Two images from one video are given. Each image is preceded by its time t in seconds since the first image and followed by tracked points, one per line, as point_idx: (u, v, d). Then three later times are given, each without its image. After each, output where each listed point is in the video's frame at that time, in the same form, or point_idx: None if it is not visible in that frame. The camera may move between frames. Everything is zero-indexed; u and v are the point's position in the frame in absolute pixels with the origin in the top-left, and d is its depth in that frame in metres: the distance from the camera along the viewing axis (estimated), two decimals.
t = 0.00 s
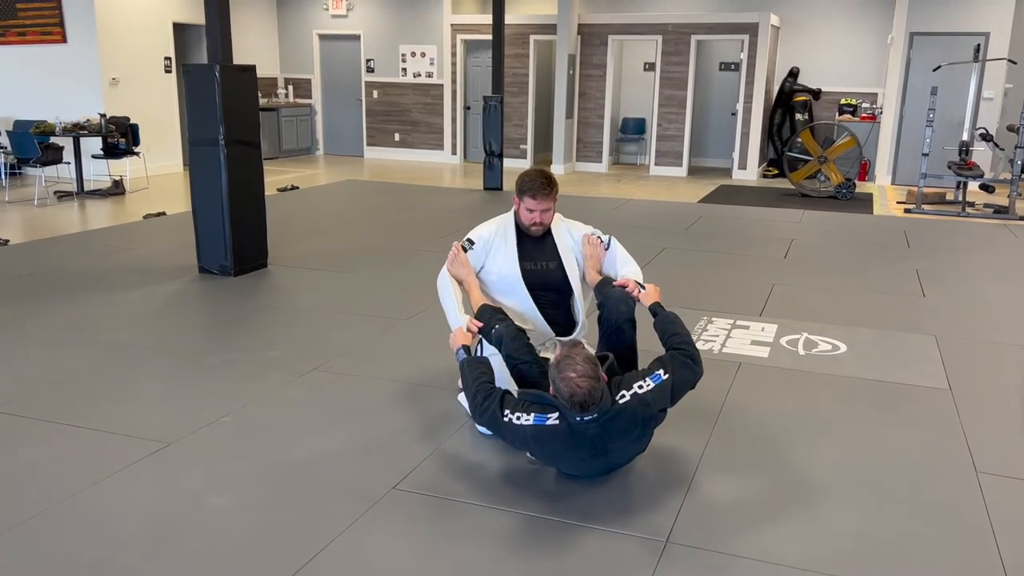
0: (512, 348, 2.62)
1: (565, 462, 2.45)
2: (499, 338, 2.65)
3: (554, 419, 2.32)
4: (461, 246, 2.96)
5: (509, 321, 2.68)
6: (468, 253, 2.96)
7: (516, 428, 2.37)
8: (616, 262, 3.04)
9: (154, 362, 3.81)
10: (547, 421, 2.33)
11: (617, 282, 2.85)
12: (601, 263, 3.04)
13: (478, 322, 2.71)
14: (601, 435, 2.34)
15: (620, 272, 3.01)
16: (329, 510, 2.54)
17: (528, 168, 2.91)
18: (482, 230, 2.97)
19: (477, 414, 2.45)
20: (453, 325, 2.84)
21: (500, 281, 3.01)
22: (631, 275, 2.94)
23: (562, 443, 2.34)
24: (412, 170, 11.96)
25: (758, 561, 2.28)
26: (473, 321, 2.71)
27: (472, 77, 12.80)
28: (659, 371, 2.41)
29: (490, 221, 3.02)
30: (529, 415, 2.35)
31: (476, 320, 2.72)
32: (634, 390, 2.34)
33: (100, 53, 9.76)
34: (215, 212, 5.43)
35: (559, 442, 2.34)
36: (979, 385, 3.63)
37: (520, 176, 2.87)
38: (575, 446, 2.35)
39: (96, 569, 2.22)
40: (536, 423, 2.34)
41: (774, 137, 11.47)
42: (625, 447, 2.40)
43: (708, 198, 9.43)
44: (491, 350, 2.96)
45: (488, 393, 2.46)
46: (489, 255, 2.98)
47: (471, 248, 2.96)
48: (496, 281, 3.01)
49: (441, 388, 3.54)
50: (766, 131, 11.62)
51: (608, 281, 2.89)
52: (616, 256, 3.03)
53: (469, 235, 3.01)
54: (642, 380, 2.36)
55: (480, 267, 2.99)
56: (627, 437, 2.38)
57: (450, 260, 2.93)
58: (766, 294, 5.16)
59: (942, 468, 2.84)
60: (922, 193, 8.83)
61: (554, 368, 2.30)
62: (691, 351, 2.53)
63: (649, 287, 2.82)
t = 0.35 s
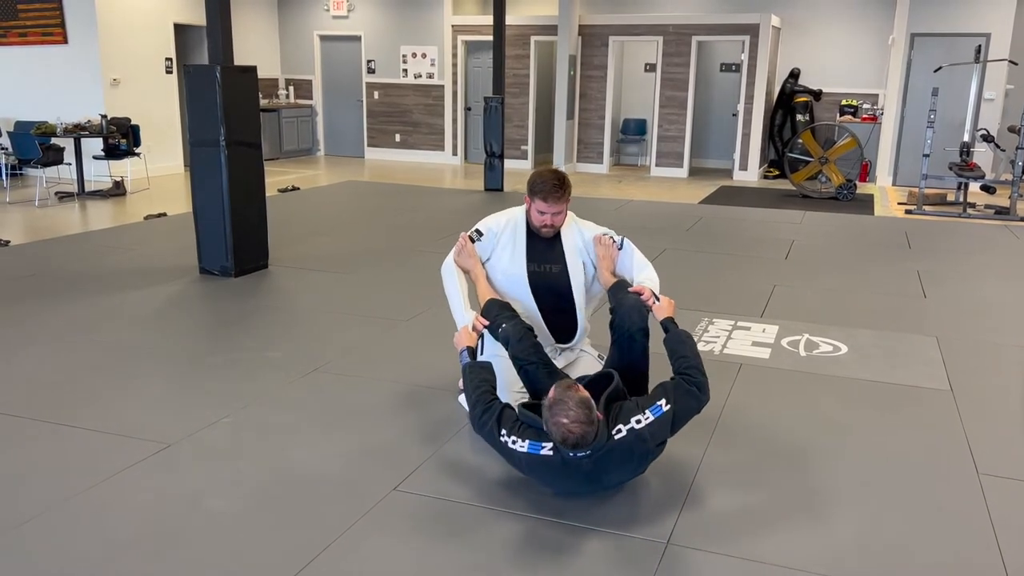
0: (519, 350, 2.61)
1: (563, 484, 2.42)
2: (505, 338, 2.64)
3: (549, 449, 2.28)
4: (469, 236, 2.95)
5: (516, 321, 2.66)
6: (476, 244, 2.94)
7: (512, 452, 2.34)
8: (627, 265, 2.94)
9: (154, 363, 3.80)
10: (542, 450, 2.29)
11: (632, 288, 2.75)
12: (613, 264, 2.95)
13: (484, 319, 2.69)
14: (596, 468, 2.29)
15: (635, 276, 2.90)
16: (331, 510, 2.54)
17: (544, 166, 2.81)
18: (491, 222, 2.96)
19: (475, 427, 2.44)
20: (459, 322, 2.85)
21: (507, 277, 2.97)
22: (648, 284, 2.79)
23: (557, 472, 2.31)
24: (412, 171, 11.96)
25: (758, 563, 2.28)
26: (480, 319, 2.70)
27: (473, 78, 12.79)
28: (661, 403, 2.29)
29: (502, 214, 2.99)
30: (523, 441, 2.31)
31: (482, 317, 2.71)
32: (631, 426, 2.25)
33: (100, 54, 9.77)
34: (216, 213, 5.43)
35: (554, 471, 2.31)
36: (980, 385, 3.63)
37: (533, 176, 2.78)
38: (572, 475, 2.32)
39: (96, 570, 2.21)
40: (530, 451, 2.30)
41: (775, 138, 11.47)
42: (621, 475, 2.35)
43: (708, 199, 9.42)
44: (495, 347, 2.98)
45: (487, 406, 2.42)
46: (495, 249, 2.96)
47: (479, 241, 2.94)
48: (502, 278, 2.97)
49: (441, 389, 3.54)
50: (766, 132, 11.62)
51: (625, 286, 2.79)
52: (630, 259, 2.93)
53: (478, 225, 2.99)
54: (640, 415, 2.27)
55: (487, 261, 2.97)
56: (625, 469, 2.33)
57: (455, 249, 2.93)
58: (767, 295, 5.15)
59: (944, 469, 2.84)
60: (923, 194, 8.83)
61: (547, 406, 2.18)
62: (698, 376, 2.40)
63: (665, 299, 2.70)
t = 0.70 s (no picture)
0: (518, 361, 2.63)
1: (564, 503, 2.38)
2: (505, 347, 2.65)
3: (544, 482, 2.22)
4: (471, 230, 2.88)
5: (516, 329, 2.65)
6: (480, 238, 2.87)
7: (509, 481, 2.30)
8: (634, 256, 2.87)
9: (154, 364, 3.80)
10: (537, 483, 2.23)
11: (634, 292, 2.68)
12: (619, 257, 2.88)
13: (483, 328, 2.64)
14: (593, 498, 2.25)
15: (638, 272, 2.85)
16: (330, 512, 2.54)
17: (550, 153, 2.73)
18: (494, 214, 2.87)
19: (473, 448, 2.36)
20: (462, 327, 2.78)
21: (512, 273, 2.89)
22: (649, 288, 2.72)
23: (554, 500, 2.27)
24: (413, 172, 11.96)
25: (759, 564, 2.27)
26: (480, 326, 2.64)
27: (474, 78, 12.78)
28: (657, 428, 2.21)
29: (506, 205, 2.90)
30: (518, 473, 2.25)
31: (484, 322, 2.69)
32: (626, 456, 2.19)
33: (101, 54, 9.77)
34: (216, 214, 5.43)
35: (552, 499, 2.27)
36: (981, 386, 3.62)
37: (541, 163, 2.70)
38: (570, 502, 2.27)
39: (97, 570, 2.21)
40: (526, 483, 2.25)
41: (776, 138, 11.46)
42: (620, 497, 2.31)
43: (709, 200, 9.42)
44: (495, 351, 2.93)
45: (482, 430, 2.32)
46: (500, 242, 2.88)
47: (483, 234, 2.86)
48: (507, 272, 2.89)
49: (441, 390, 3.53)
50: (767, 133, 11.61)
51: (627, 289, 2.74)
52: (634, 253, 2.86)
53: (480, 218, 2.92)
54: (636, 444, 2.20)
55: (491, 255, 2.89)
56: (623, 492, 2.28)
57: (457, 245, 2.86)
58: (768, 296, 5.15)
59: (945, 471, 2.83)
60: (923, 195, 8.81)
61: (538, 451, 2.11)
62: (696, 393, 2.30)
63: (667, 303, 2.61)
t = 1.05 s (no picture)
0: (523, 369, 2.63)
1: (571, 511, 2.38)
2: (511, 356, 2.63)
3: (554, 493, 2.21)
4: (477, 234, 2.85)
5: (522, 336, 2.63)
6: (484, 241, 2.83)
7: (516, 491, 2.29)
8: (644, 252, 2.91)
9: (154, 364, 3.80)
10: (546, 493, 2.22)
11: (650, 298, 2.69)
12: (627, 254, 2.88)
13: (486, 337, 2.62)
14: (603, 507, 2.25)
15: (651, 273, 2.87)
16: (331, 512, 2.53)
17: (556, 151, 2.69)
18: (499, 216, 2.83)
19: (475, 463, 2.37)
20: (465, 335, 2.77)
21: (517, 276, 2.86)
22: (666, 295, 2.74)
23: (562, 510, 2.26)
24: (413, 173, 11.96)
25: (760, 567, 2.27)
26: (485, 335, 2.62)
27: (474, 79, 12.77)
28: (672, 442, 2.22)
29: (510, 206, 2.86)
30: (527, 483, 2.24)
31: (488, 331, 2.66)
32: (640, 470, 2.19)
33: (101, 55, 9.77)
34: (217, 215, 5.43)
35: (560, 509, 2.26)
36: (983, 388, 3.61)
37: (546, 162, 2.66)
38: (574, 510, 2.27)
39: (96, 570, 2.21)
40: (534, 493, 2.23)
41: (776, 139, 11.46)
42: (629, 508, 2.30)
43: (709, 201, 9.41)
44: (499, 358, 2.89)
45: (485, 444, 2.34)
46: (506, 245, 2.85)
47: (487, 237, 2.83)
48: (513, 275, 2.87)
49: (442, 391, 3.52)
50: (768, 134, 11.60)
51: (643, 294, 2.72)
52: (647, 249, 2.90)
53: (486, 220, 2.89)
54: (651, 457, 2.20)
55: (498, 258, 2.86)
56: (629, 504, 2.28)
57: (464, 250, 2.84)
58: (769, 297, 5.14)
59: (946, 473, 2.82)
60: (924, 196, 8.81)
61: (557, 466, 2.09)
62: (711, 409, 2.32)
63: (684, 311, 2.62)
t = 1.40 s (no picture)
0: (536, 371, 2.60)
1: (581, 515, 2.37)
2: (525, 358, 2.59)
3: (573, 496, 2.21)
4: (492, 231, 2.82)
5: (538, 339, 2.59)
6: (499, 239, 2.82)
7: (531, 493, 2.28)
8: (652, 255, 2.92)
9: (154, 365, 3.80)
10: (566, 497, 2.22)
11: (666, 305, 2.72)
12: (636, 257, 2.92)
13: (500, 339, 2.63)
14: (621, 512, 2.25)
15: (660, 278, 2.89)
16: (332, 512, 2.53)
17: (576, 146, 2.66)
18: (514, 214, 2.81)
19: (486, 467, 2.38)
20: (477, 337, 2.79)
21: (531, 275, 2.86)
22: (678, 301, 2.77)
23: (580, 515, 2.26)
24: (415, 173, 11.96)
25: (763, 567, 2.27)
26: (499, 337, 2.62)
27: (475, 80, 12.77)
28: (691, 451, 2.28)
29: (525, 204, 2.84)
30: (546, 486, 2.24)
31: (501, 332, 2.65)
32: (664, 478, 2.21)
33: (102, 56, 9.78)
34: (218, 215, 5.43)
35: (577, 513, 2.25)
36: (984, 389, 3.61)
37: (564, 158, 2.64)
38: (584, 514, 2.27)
39: (97, 570, 2.21)
40: (553, 496, 2.23)
41: (777, 140, 11.45)
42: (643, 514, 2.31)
43: (710, 202, 9.41)
44: (510, 359, 2.88)
45: (496, 447, 2.36)
46: (521, 243, 2.83)
47: (503, 235, 2.81)
48: (527, 274, 2.86)
49: (444, 392, 3.52)
50: (769, 134, 11.60)
51: (654, 297, 2.73)
52: (655, 253, 2.91)
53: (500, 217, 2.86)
54: (673, 466, 2.23)
55: (513, 256, 2.85)
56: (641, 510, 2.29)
57: (479, 247, 2.81)
58: (770, 298, 5.14)
59: (949, 474, 2.81)
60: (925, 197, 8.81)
61: (596, 468, 2.04)
62: (721, 420, 2.40)
63: (696, 322, 2.68)
